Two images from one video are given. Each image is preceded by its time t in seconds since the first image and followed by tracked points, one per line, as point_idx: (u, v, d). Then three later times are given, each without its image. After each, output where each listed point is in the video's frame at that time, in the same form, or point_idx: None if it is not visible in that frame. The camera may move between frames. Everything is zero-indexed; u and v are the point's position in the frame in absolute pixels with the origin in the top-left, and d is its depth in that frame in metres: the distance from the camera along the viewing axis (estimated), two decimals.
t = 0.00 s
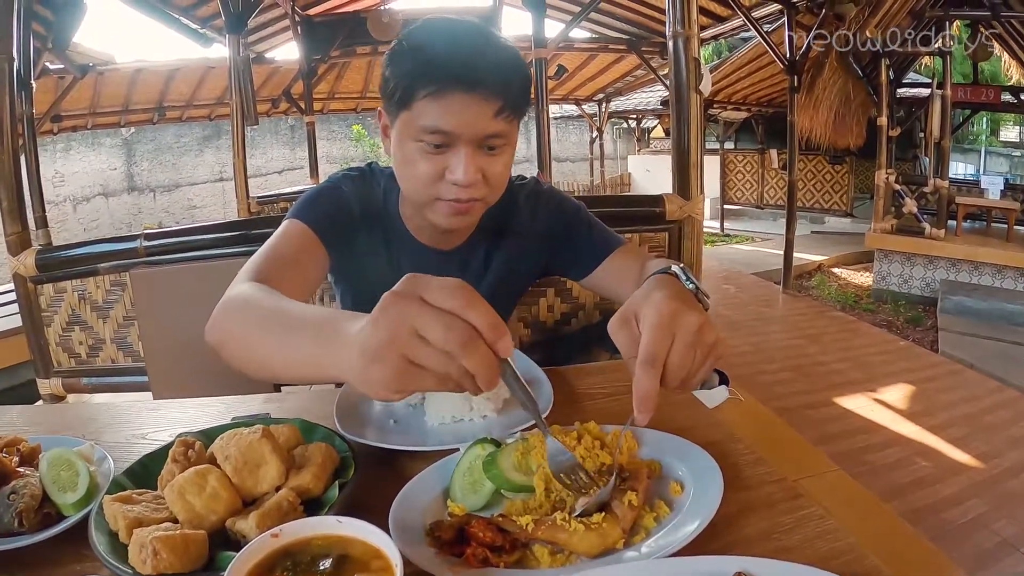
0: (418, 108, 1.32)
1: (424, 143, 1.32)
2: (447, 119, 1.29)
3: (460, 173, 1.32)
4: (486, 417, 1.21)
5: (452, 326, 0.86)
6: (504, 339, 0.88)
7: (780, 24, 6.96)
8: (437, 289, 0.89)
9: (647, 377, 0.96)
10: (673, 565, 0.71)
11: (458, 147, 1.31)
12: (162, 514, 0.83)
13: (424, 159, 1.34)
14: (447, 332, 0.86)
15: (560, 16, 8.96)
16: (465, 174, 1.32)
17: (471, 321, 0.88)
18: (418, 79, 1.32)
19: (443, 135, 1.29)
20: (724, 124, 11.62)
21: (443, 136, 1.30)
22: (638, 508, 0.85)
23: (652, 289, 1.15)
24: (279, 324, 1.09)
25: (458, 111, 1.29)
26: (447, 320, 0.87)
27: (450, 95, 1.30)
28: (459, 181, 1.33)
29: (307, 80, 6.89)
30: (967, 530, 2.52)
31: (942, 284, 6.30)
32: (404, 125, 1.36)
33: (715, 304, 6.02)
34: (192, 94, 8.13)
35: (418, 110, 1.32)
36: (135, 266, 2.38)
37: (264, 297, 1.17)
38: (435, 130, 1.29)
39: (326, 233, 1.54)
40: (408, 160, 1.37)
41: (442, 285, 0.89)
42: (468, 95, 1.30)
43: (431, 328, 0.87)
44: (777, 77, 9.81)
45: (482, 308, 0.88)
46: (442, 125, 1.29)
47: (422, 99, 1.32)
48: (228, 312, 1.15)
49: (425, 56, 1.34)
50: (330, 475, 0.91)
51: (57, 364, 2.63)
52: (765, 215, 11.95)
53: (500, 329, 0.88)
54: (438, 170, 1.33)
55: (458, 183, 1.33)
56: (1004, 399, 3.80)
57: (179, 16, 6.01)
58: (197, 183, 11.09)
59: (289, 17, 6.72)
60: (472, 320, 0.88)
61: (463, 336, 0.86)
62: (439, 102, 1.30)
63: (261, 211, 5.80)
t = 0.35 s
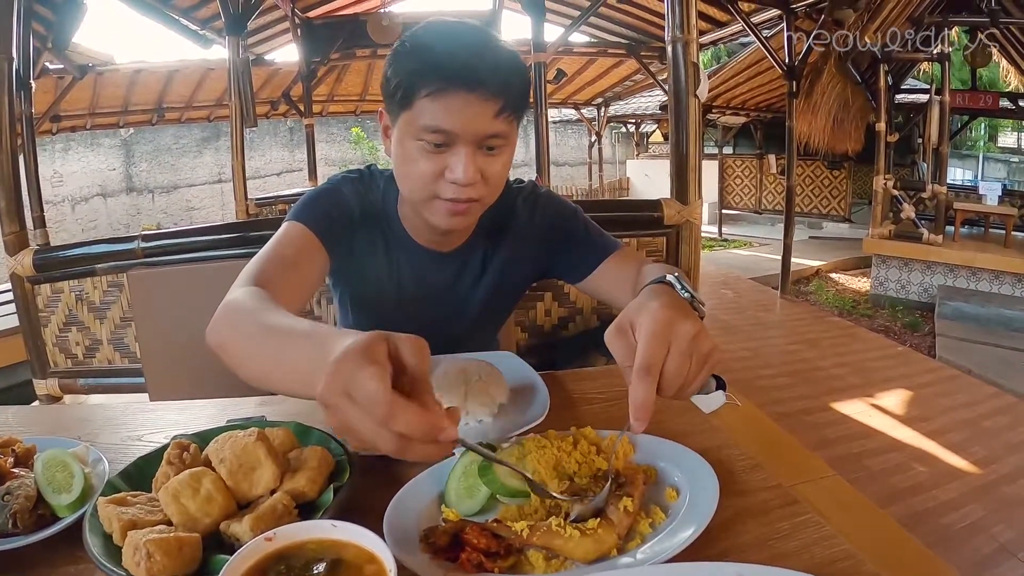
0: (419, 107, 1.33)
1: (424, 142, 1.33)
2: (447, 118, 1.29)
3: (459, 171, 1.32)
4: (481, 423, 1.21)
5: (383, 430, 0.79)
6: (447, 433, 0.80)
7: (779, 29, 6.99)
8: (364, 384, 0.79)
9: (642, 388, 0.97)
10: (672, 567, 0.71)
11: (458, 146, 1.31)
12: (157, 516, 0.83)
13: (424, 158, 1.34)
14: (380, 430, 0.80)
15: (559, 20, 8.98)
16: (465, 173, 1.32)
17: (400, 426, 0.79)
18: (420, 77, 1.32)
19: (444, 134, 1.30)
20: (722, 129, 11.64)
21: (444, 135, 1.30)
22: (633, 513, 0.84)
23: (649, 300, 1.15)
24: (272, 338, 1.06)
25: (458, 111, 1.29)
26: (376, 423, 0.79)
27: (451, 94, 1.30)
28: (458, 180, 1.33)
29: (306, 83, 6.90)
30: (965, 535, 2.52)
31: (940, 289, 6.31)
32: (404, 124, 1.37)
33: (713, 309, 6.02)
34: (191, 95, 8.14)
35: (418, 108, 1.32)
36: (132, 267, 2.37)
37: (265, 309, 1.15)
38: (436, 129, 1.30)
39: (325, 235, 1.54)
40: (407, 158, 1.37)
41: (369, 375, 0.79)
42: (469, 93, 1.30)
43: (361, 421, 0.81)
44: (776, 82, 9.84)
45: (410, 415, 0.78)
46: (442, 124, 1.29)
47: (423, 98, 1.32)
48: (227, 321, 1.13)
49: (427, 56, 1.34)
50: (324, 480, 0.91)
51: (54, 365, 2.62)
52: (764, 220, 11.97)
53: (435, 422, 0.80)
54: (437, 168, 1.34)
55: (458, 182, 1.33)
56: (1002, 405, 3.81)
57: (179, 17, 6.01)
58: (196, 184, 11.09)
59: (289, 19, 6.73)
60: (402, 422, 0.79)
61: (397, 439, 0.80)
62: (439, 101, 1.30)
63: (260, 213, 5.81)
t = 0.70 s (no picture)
0: (423, 110, 1.32)
1: (427, 145, 1.32)
2: (451, 122, 1.29)
3: (462, 176, 1.32)
4: (481, 424, 1.21)
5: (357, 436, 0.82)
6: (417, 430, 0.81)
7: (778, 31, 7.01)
8: (330, 390, 0.81)
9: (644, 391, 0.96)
10: (674, 568, 0.71)
11: (461, 150, 1.31)
12: (155, 518, 0.83)
13: (427, 162, 1.34)
14: (356, 434, 0.82)
15: (559, 22, 9.00)
16: (467, 178, 1.32)
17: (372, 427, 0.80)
18: (425, 81, 1.32)
19: (447, 137, 1.30)
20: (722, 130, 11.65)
21: (447, 138, 1.30)
22: (633, 516, 0.84)
23: (650, 304, 1.15)
24: (265, 343, 1.05)
25: (461, 115, 1.29)
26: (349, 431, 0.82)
27: (455, 98, 1.30)
28: (461, 184, 1.33)
29: (306, 84, 6.89)
30: (965, 536, 2.52)
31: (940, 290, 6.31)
32: (408, 126, 1.36)
33: (713, 310, 6.02)
34: (191, 97, 8.15)
35: (422, 111, 1.32)
36: (132, 269, 2.36)
37: (260, 312, 1.15)
38: (439, 132, 1.30)
39: (324, 237, 1.54)
40: (410, 160, 1.37)
41: (338, 382, 0.82)
42: (473, 97, 1.30)
43: (335, 428, 0.84)
44: (776, 84, 9.85)
45: (376, 415, 0.80)
46: (446, 128, 1.29)
47: (427, 102, 1.32)
48: (223, 321, 1.13)
49: (432, 59, 1.34)
50: (323, 482, 0.91)
51: (54, 366, 2.63)
52: (764, 221, 11.97)
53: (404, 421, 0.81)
54: (440, 172, 1.34)
55: (460, 187, 1.33)
56: (1002, 405, 3.81)
57: (179, 19, 6.01)
58: (196, 186, 11.12)
59: (289, 21, 6.73)
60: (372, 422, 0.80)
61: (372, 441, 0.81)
62: (443, 105, 1.30)
63: (261, 214, 5.83)
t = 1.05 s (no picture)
0: (422, 108, 1.33)
1: (425, 143, 1.33)
2: (450, 120, 1.30)
3: (459, 174, 1.33)
4: (482, 426, 1.20)
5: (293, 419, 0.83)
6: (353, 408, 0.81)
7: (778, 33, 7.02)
8: (267, 377, 0.83)
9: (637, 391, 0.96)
10: (673, 570, 0.71)
11: (459, 148, 1.32)
12: (155, 520, 0.83)
13: (425, 160, 1.35)
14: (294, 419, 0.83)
15: (559, 24, 9.02)
16: (464, 175, 1.33)
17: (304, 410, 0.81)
18: (424, 79, 1.33)
19: (446, 135, 1.31)
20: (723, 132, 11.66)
21: (446, 136, 1.31)
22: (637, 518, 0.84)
23: (643, 305, 1.15)
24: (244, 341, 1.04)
25: (460, 112, 1.30)
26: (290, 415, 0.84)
27: (454, 96, 1.30)
28: (458, 182, 1.34)
29: (307, 86, 6.89)
30: (966, 538, 2.52)
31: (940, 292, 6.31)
32: (407, 125, 1.37)
33: (713, 312, 6.02)
34: (192, 98, 8.16)
35: (421, 109, 1.33)
36: (133, 270, 2.37)
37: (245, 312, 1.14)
38: (438, 130, 1.31)
39: (321, 238, 1.54)
40: (409, 158, 1.38)
41: (275, 367, 0.84)
42: (471, 95, 1.30)
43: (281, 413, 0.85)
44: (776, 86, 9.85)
45: (307, 399, 0.80)
46: (445, 126, 1.30)
47: (426, 100, 1.32)
48: (206, 321, 1.13)
49: (432, 57, 1.35)
50: (324, 484, 0.92)
51: (54, 368, 2.63)
52: (764, 223, 11.99)
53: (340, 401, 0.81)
54: (438, 170, 1.34)
55: (458, 184, 1.34)
56: (1002, 407, 3.81)
57: (180, 21, 6.00)
58: (196, 187, 11.12)
59: (290, 23, 6.74)
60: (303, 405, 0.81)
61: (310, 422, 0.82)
62: (441, 102, 1.30)
63: (261, 216, 5.83)
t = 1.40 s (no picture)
0: (415, 105, 1.33)
1: (419, 140, 1.33)
2: (443, 116, 1.30)
3: (452, 170, 1.33)
4: (482, 425, 1.19)
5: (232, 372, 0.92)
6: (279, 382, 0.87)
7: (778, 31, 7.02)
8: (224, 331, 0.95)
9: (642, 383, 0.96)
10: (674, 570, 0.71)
11: (452, 144, 1.32)
12: (156, 520, 0.83)
13: (419, 157, 1.35)
14: (232, 375, 0.92)
15: (559, 23, 9.02)
16: (457, 171, 1.32)
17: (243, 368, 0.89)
18: (417, 76, 1.33)
19: (439, 131, 1.31)
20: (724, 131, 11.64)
21: (439, 133, 1.31)
22: (644, 518, 0.84)
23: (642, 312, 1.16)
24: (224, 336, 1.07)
25: (453, 109, 1.30)
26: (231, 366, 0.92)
27: (447, 92, 1.31)
28: (451, 178, 1.33)
29: (307, 86, 6.89)
30: (967, 536, 2.51)
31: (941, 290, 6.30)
32: (401, 122, 1.37)
33: (714, 311, 6.02)
34: (192, 99, 8.16)
35: (415, 106, 1.33)
36: (134, 271, 2.36)
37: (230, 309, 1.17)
38: (431, 127, 1.31)
39: (317, 239, 1.55)
40: (403, 155, 1.38)
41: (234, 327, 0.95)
42: (465, 91, 1.31)
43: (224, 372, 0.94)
44: (777, 84, 9.84)
45: (250, 353, 0.89)
46: (439, 122, 1.30)
47: (419, 96, 1.33)
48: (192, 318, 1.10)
49: (425, 53, 1.35)
50: (325, 484, 0.92)
51: (55, 368, 2.63)
52: (765, 222, 11.98)
53: (273, 368, 0.88)
54: (431, 167, 1.34)
55: (450, 180, 1.33)
56: (1003, 406, 3.80)
57: (180, 21, 6.00)
58: (197, 187, 11.12)
59: (290, 22, 6.74)
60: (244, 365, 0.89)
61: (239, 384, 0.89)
62: (435, 98, 1.31)
63: (261, 216, 5.83)
